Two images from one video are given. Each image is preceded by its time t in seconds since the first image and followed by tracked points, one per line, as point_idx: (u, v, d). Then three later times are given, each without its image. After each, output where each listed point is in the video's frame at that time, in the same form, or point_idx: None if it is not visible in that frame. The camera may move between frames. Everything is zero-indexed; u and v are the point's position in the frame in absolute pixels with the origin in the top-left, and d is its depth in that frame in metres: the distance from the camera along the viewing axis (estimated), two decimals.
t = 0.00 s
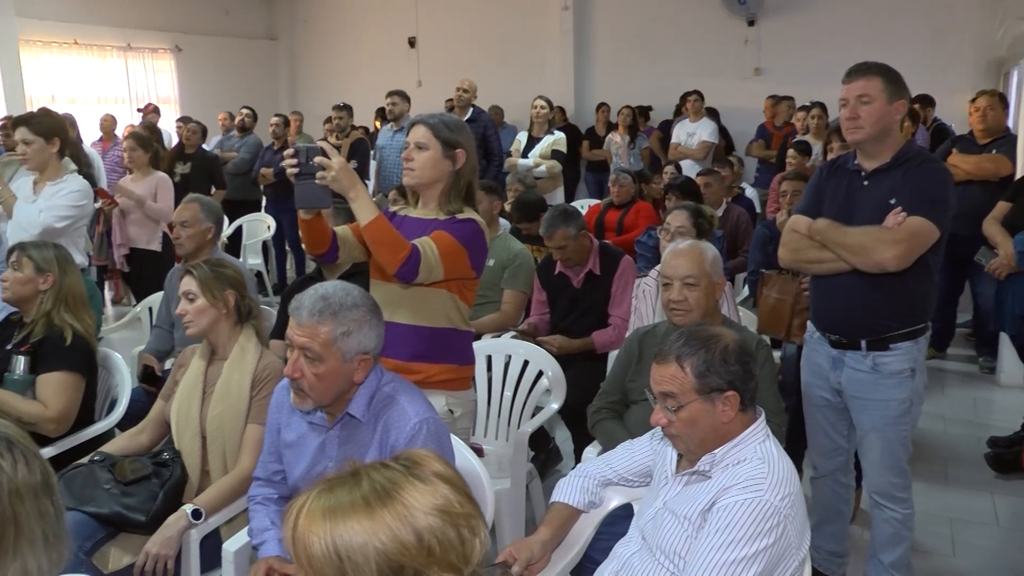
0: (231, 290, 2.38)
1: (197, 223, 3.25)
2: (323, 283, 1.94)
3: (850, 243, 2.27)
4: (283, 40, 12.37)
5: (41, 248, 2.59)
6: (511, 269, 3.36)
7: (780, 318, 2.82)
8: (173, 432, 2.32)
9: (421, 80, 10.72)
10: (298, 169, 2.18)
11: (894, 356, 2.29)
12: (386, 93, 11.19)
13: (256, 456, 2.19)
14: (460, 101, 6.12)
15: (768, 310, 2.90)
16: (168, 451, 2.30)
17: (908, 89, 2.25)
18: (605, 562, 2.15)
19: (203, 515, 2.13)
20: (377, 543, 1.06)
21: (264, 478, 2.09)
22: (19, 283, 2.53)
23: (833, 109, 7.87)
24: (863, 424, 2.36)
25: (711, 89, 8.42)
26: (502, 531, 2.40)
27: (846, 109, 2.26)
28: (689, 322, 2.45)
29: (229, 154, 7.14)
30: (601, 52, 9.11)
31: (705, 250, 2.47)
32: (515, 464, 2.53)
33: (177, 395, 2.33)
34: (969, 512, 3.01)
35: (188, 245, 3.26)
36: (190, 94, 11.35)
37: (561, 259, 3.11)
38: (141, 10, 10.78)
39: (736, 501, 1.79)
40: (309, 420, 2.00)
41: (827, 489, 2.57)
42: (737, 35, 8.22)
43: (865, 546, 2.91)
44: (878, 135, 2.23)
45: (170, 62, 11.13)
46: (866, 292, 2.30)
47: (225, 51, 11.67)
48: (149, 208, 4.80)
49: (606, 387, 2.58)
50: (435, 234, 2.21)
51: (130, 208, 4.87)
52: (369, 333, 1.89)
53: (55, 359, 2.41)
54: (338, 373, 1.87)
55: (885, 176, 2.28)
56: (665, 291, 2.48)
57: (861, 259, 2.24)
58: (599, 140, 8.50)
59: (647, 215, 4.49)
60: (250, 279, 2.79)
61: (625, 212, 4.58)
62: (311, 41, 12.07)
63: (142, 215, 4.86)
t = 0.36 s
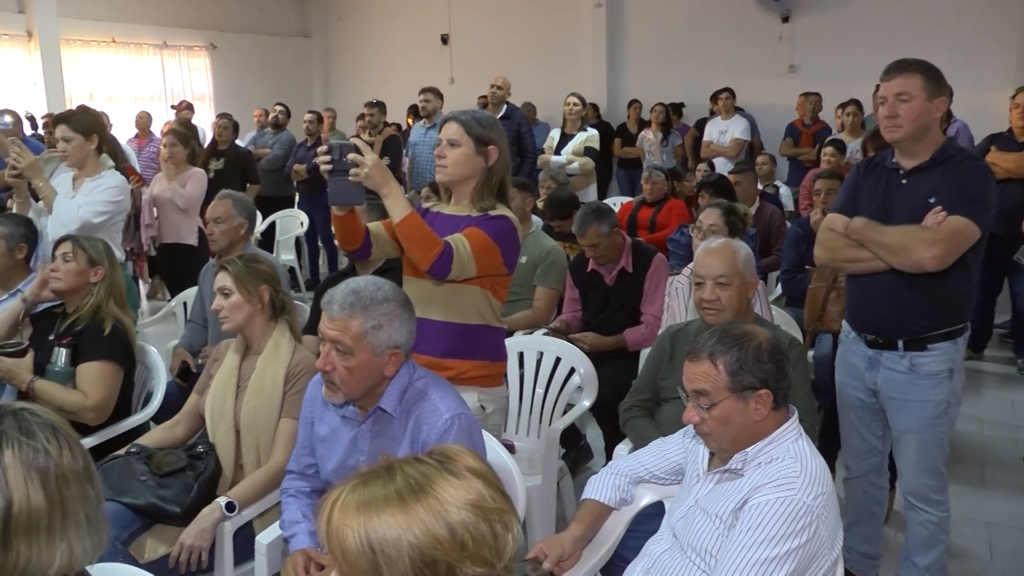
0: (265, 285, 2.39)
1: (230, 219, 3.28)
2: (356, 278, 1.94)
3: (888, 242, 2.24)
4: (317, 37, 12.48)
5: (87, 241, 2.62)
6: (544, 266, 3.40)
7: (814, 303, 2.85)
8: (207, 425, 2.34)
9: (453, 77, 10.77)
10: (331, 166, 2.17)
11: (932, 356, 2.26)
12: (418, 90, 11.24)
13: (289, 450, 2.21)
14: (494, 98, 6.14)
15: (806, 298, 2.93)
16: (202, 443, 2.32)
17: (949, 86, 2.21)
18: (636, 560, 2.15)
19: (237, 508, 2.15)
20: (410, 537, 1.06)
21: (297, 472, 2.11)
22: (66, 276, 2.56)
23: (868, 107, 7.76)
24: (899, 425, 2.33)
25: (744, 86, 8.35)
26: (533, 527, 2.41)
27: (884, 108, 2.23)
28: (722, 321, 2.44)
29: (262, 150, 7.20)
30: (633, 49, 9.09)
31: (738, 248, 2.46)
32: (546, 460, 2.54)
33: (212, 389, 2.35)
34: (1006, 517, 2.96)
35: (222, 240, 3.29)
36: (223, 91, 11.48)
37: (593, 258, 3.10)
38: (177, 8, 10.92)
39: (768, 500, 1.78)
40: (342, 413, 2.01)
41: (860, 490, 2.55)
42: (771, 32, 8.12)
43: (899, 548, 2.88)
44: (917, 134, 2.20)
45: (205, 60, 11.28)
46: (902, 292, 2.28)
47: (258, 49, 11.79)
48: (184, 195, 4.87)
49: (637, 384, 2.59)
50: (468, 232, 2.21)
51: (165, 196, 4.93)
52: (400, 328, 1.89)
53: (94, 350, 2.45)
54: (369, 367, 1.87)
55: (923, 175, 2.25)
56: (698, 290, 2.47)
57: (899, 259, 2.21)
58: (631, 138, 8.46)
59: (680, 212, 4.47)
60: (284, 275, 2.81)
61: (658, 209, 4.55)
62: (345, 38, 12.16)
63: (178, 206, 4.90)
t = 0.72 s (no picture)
0: (298, 281, 2.40)
1: (263, 214, 3.31)
2: (386, 275, 1.94)
3: (925, 241, 2.20)
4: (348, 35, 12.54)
5: (108, 241, 2.61)
6: (574, 263, 3.40)
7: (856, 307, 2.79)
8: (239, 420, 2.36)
9: (485, 74, 10.78)
10: (361, 173, 2.14)
11: (969, 358, 2.23)
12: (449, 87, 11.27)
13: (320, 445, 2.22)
14: (525, 96, 6.13)
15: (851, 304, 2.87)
16: (234, 437, 2.34)
17: (990, 83, 2.17)
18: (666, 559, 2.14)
19: (268, 502, 2.17)
20: (440, 533, 1.06)
21: (326, 467, 2.12)
22: (105, 275, 2.55)
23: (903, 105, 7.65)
24: (934, 427, 2.30)
25: (776, 83, 8.28)
26: (562, 525, 2.41)
27: (923, 105, 2.20)
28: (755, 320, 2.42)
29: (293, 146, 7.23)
30: (664, 46, 9.05)
31: (771, 246, 2.43)
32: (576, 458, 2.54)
33: (244, 383, 2.37)
34: None
35: (255, 235, 3.32)
36: (256, 88, 11.57)
37: (625, 255, 3.09)
38: (211, 6, 11.02)
39: (800, 501, 1.76)
40: (371, 409, 2.01)
41: (892, 493, 2.51)
42: (804, 28, 8.04)
43: (933, 552, 2.84)
44: (956, 132, 2.17)
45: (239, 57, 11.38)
46: (938, 292, 2.24)
47: (290, 46, 11.88)
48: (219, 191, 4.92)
49: (669, 381, 2.58)
50: (498, 231, 2.20)
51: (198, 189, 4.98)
52: (430, 324, 1.89)
53: (129, 341, 2.48)
54: (400, 362, 1.87)
55: (963, 173, 2.21)
56: (730, 289, 2.46)
57: (937, 259, 2.18)
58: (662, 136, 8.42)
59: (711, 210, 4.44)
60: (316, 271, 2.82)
61: (690, 207, 4.52)
62: (377, 36, 12.21)
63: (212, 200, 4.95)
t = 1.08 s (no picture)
0: (333, 275, 2.40)
1: (296, 210, 3.32)
2: (421, 270, 1.93)
3: (967, 239, 2.16)
4: (383, 29, 12.58)
5: (125, 244, 2.59)
6: (608, 259, 3.37)
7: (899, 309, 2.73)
8: (274, 414, 2.37)
9: (519, 69, 10.77)
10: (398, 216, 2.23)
11: (1012, 360, 2.17)
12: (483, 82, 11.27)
13: (353, 439, 2.22)
14: (559, 90, 6.11)
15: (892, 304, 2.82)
16: (268, 430, 2.35)
17: None
18: (700, 558, 2.12)
19: (301, 494, 2.18)
20: (474, 529, 1.05)
21: (359, 460, 2.12)
22: (129, 279, 2.53)
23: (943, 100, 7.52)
24: (976, 429, 2.25)
25: (811, 78, 8.18)
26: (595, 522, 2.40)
27: (967, 100, 2.16)
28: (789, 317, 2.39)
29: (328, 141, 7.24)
30: (699, 41, 8.99)
31: (806, 243, 2.41)
32: (610, 455, 2.53)
33: (278, 376, 2.38)
34: None
35: (287, 231, 3.33)
36: (290, 83, 11.66)
37: (660, 251, 3.06)
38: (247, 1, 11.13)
39: (836, 502, 1.73)
40: (404, 403, 2.01)
41: (930, 495, 2.47)
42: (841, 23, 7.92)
43: (973, 556, 2.79)
44: (1003, 127, 2.12)
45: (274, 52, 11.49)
46: (981, 292, 2.19)
47: (323, 41, 11.95)
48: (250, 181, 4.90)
49: (703, 378, 2.57)
50: (525, 236, 2.18)
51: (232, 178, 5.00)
52: (467, 321, 1.89)
53: (164, 332, 2.50)
54: (436, 358, 1.87)
55: (1009, 170, 2.16)
56: (765, 284, 2.42)
57: (979, 257, 2.13)
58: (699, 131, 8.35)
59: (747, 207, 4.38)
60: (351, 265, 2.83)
61: (724, 203, 4.48)
62: (411, 31, 12.24)
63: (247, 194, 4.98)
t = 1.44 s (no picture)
0: (369, 271, 2.40)
1: (330, 206, 3.34)
2: (455, 268, 1.93)
3: (1014, 238, 2.12)
4: (418, 26, 12.63)
5: (162, 238, 2.59)
6: (644, 257, 3.37)
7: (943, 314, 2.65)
8: (309, 407, 2.38)
9: (554, 66, 10.75)
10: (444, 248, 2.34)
11: None
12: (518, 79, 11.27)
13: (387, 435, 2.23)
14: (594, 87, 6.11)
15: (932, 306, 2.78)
16: (303, 425, 2.36)
17: None
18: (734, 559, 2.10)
19: (335, 490, 2.19)
20: (512, 527, 1.05)
21: (393, 457, 2.12)
22: (167, 273, 2.54)
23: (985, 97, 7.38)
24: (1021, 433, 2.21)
25: (849, 76, 8.07)
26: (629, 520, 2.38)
27: (1016, 98, 2.10)
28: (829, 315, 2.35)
29: (363, 137, 7.28)
30: (734, 38, 8.92)
31: (845, 241, 2.36)
32: (645, 453, 2.52)
33: (314, 370, 2.39)
34: None
35: (323, 226, 3.35)
36: (326, 80, 11.74)
37: (695, 250, 3.04)
38: None
39: (874, 506, 1.70)
40: (439, 401, 2.01)
41: (971, 500, 2.43)
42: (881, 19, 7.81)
43: (1016, 563, 2.73)
44: None
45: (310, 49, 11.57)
46: None
47: (359, 38, 12.02)
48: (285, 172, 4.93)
49: (739, 378, 2.54)
50: (547, 243, 2.17)
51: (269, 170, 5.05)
52: (502, 320, 1.88)
53: (201, 327, 2.52)
54: (470, 357, 1.86)
55: None
56: (802, 283, 2.39)
57: None
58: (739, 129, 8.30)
59: (784, 206, 4.33)
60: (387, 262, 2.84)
61: (760, 202, 4.43)
62: (447, 28, 12.27)
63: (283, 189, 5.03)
